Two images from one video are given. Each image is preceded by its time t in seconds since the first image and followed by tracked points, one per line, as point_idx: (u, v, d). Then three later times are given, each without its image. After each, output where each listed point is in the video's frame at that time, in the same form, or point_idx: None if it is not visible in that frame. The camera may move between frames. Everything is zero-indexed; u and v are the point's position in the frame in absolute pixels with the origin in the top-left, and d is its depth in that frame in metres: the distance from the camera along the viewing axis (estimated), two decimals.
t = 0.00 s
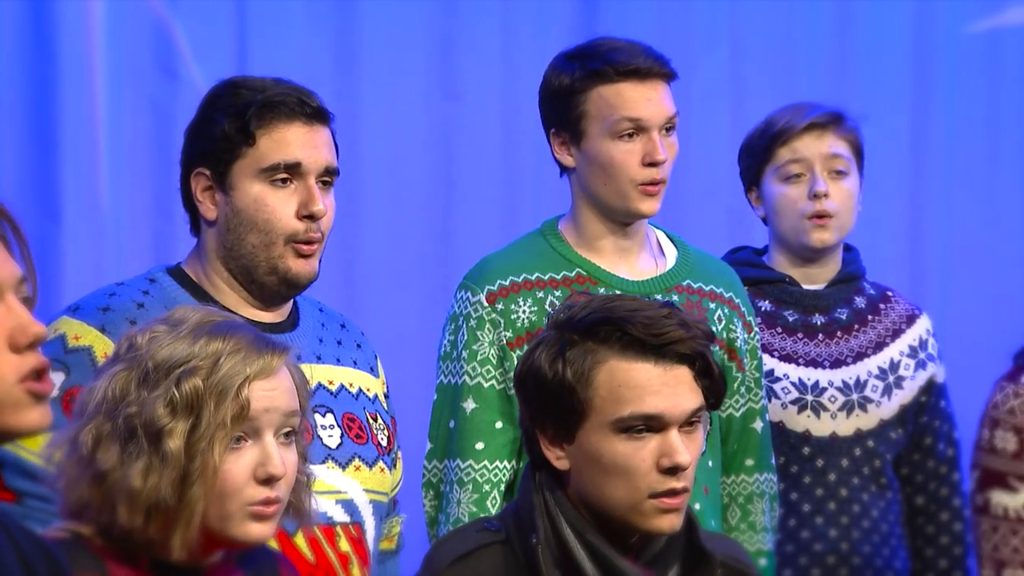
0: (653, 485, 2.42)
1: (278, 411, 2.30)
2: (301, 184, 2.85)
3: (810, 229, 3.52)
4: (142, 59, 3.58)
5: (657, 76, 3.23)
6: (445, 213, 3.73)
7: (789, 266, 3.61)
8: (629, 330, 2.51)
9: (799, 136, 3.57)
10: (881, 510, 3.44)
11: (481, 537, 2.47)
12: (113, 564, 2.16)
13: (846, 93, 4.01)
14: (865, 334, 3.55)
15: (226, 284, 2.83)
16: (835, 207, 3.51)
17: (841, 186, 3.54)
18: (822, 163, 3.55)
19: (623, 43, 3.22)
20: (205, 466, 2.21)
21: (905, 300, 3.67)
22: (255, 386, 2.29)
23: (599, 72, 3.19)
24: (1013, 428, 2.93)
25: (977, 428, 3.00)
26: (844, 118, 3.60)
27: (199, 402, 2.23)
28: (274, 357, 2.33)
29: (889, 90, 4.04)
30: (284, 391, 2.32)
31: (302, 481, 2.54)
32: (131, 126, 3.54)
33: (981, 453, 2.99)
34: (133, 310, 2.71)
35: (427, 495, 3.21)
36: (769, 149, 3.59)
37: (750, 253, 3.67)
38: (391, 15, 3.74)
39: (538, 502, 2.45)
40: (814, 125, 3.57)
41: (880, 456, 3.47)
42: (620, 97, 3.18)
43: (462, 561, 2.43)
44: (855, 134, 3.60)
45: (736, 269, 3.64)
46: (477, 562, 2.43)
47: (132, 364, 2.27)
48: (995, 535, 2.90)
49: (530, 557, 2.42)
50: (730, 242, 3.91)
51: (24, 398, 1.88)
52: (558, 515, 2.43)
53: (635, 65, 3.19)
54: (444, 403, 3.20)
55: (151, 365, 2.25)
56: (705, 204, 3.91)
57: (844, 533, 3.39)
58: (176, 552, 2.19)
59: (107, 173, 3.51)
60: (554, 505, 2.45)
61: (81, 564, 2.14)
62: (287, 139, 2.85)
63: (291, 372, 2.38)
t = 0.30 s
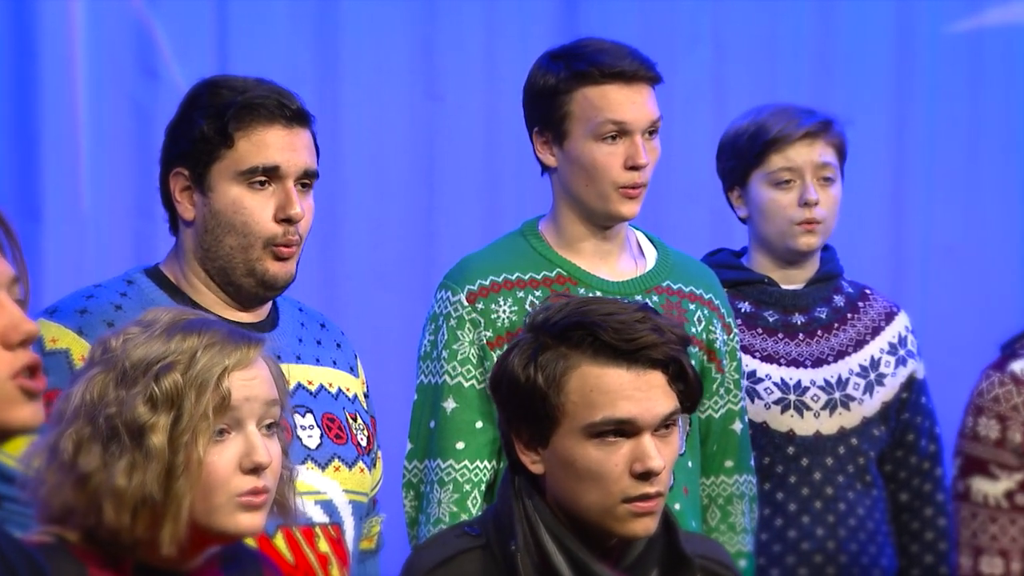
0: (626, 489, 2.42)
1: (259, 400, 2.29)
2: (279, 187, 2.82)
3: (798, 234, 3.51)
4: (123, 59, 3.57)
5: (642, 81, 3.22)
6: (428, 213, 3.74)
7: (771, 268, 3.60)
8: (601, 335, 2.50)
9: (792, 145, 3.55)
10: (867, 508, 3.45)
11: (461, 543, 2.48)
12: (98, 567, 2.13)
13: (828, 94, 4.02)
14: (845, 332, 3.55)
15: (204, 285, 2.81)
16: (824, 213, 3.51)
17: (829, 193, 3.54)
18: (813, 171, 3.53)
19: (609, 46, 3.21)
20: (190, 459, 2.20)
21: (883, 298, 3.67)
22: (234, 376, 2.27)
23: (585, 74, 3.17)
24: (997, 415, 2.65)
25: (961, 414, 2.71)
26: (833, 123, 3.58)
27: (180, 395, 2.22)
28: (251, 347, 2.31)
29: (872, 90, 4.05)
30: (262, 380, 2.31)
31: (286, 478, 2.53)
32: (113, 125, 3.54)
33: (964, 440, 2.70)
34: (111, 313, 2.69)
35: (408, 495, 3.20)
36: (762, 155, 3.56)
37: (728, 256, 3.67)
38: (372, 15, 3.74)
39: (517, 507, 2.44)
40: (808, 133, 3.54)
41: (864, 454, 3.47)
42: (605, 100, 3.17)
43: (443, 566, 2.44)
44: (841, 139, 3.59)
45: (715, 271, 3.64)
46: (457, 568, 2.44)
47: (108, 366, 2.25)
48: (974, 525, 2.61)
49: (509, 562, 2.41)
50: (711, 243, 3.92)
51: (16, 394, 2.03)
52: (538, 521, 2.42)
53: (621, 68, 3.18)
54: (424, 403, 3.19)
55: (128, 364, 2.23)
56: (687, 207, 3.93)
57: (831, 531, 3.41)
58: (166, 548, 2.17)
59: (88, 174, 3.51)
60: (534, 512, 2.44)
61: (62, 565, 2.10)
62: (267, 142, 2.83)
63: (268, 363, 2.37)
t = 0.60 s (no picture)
0: (598, 487, 2.37)
1: (236, 393, 2.23)
2: (259, 187, 2.73)
3: (775, 232, 3.50)
4: (103, 60, 3.61)
5: (618, 80, 3.18)
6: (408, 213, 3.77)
7: (750, 267, 3.58)
8: (565, 333, 2.47)
9: (767, 141, 3.54)
10: (851, 508, 3.43)
11: (435, 546, 2.45)
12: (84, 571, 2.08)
13: (809, 93, 4.03)
14: (826, 331, 3.53)
15: (186, 285, 2.71)
16: (800, 210, 3.50)
17: (805, 190, 3.53)
18: (788, 168, 3.53)
19: (584, 45, 3.16)
20: (170, 456, 2.14)
21: (863, 296, 3.65)
22: (209, 371, 2.21)
23: (561, 74, 3.13)
24: (982, 410, 2.62)
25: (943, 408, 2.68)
26: (807, 121, 3.57)
27: (156, 394, 2.16)
28: (224, 341, 2.26)
29: (854, 88, 4.05)
30: (237, 373, 2.25)
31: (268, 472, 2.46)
32: (93, 124, 3.57)
33: (946, 434, 2.67)
34: (93, 315, 2.60)
35: (385, 497, 3.13)
36: (736, 154, 3.55)
37: (708, 257, 3.65)
38: (351, 16, 3.77)
39: (490, 511, 2.43)
40: (782, 130, 3.54)
41: (847, 453, 3.44)
42: (581, 100, 3.13)
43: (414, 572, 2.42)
44: (816, 137, 3.58)
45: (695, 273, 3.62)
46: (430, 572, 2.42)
47: (80, 370, 2.18)
48: (955, 518, 2.60)
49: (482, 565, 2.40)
50: (693, 244, 3.95)
51: None
52: (511, 524, 2.40)
53: (597, 68, 3.13)
54: (401, 405, 3.12)
55: (101, 366, 2.17)
56: (668, 205, 3.94)
57: (816, 532, 3.39)
58: (151, 547, 2.12)
59: (67, 174, 3.54)
60: (507, 515, 2.42)
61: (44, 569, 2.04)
62: (247, 141, 2.73)
63: (242, 357, 2.31)
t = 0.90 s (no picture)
0: (572, 485, 2.32)
1: (211, 386, 2.23)
2: (245, 187, 2.64)
3: (756, 230, 3.50)
4: (85, 62, 3.62)
5: (598, 81, 3.17)
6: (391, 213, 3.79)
7: (732, 267, 3.58)
8: (534, 332, 2.42)
9: (747, 140, 3.55)
10: (837, 507, 3.41)
11: (414, 548, 2.38)
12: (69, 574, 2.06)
13: (790, 92, 4.04)
14: (809, 331, 3.52)
15: (171, 286, 2.62)
16: (782, 208, 3.50)
17: (786, 189, 3.53)
18: (768, 167, 3.53)
19: (565, 46, 3.15)
20: (149, 454, 2.13)
21: (846, 295, 3.65)
22: (182, 367, 2.21)
23: (542, 75, 3.12)
24: (961, 409, 2.62)
25: (923, 407, 2.68)
26: (787, 120, 3.58)
27: (131, 393, 2.15)
28: (195, 337, 2.25)
29: (836, 88, 4.06)
30: (211, 367, 2.24)
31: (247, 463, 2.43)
32: (75, 124, 3.58)
33: (925, 434, 2.67)
34: (79, 315, 2.51)
35: (364, 498, 3.09)
36: (716, 153, 3.56)
37: (691, 258, 3.65)
38: (334, 16, 3.78)
39: (467, 514, 2.36)
40: (761, 128, 3.54)
41: (833, 453, 3.42)
42: (562, 101, 3.12)
43: None
44: (796, 136, 3.59)
45: (678, 275, 3.61)
46: None
47: (53, 376, 2.17)
48: (935, 518, 2.60)
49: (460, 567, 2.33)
50: (676, 244, 3.97)
51: None
52: (489, 527, 2.34)
53: (578, 69, 3.13)
54: (381, 407, 3.09)
55: (74, 370, 2.16)
56: (651, 204, 3.95)
57: (802, 531, 3.37)
58: (135, 547, 2.10)
59: (50, 173, 3.56)
60: (485, 518, 2.35)
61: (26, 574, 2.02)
62: (233, 141, 2.64)
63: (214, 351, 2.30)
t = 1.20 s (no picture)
0: (559, 476, 2.33)
1: (184, 382, 2.22)
2: (231, 187, 2.64)
3: (740, 228, 3.50)
4: (68, 61, 3.61)
5: (580, 81, 3.16)
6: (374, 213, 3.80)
7: (716, 266, 3.59)
8: (528, 321, 2.44)
9: (729, 138, 3.55)
10: (822, 507, 3.42)
11: (396, 547, 2.39)
12: None
13: (772, 91, 4.05)
14: (795, 331, 3.53)
15: (155, 287, 2.61)
16: (765, 206, 3.50)
17: (769, 186, 3.53)
18: (751, 165, 3.53)
19: (546, 46, 3.15)
20: (125, 455, 2.12)
21: (832, 294, 3.65)
22: (153, 366, 2.19)
23: (523, 75, 3.11)
24: (948, 405, 2.64)
25: (909, 403, 2.71)
26: (770, 118, 3.59)
27: (103, 395, 2.13)
28: (164, 334, 2.23)
29: (817, 88, 4.07)
30: (182, 364, 2.23)
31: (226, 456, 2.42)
32: (57, 123, 3.57)
33: (912, 429, 2.69)
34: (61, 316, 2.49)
35: (346, 498, 3.09)
36: (699, 152, 3.57)
37: (676, 259, 3.66)
38: (317, 15, 3.79)
39: (450, 507, 2.36)
40: (744, 126, 3.55)
41: (819, 453, 3.43)
42: (544, 101, 3.11)
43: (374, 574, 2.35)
44: (779, 135, 3.60)
45: (664, 275, 3.62)
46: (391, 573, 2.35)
47: (22, 383, 2.15)
48: (921, 514, 2.63)
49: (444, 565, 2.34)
50: (659, 246, 3.97)
51: None
52: (472, 522, 2.34)
53: (559, 69, 3.12)
54: (362, 407, 3.08)
55: (44, 375, 2.14)
56: (634, 205, 3.96)
57: (786, 531, 3.37)
58: (114, 547, 2.09)
59: (31, 174, 3.55)
60: (468, 513, 2.35)
61: None
62: (219, 141, 2.63)
63: (185, 347, 2.29)
